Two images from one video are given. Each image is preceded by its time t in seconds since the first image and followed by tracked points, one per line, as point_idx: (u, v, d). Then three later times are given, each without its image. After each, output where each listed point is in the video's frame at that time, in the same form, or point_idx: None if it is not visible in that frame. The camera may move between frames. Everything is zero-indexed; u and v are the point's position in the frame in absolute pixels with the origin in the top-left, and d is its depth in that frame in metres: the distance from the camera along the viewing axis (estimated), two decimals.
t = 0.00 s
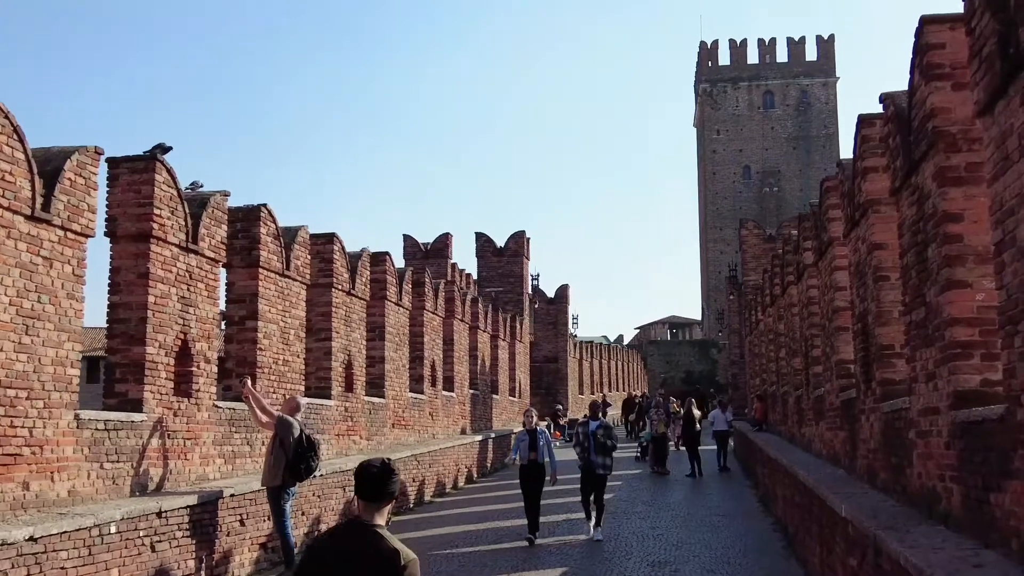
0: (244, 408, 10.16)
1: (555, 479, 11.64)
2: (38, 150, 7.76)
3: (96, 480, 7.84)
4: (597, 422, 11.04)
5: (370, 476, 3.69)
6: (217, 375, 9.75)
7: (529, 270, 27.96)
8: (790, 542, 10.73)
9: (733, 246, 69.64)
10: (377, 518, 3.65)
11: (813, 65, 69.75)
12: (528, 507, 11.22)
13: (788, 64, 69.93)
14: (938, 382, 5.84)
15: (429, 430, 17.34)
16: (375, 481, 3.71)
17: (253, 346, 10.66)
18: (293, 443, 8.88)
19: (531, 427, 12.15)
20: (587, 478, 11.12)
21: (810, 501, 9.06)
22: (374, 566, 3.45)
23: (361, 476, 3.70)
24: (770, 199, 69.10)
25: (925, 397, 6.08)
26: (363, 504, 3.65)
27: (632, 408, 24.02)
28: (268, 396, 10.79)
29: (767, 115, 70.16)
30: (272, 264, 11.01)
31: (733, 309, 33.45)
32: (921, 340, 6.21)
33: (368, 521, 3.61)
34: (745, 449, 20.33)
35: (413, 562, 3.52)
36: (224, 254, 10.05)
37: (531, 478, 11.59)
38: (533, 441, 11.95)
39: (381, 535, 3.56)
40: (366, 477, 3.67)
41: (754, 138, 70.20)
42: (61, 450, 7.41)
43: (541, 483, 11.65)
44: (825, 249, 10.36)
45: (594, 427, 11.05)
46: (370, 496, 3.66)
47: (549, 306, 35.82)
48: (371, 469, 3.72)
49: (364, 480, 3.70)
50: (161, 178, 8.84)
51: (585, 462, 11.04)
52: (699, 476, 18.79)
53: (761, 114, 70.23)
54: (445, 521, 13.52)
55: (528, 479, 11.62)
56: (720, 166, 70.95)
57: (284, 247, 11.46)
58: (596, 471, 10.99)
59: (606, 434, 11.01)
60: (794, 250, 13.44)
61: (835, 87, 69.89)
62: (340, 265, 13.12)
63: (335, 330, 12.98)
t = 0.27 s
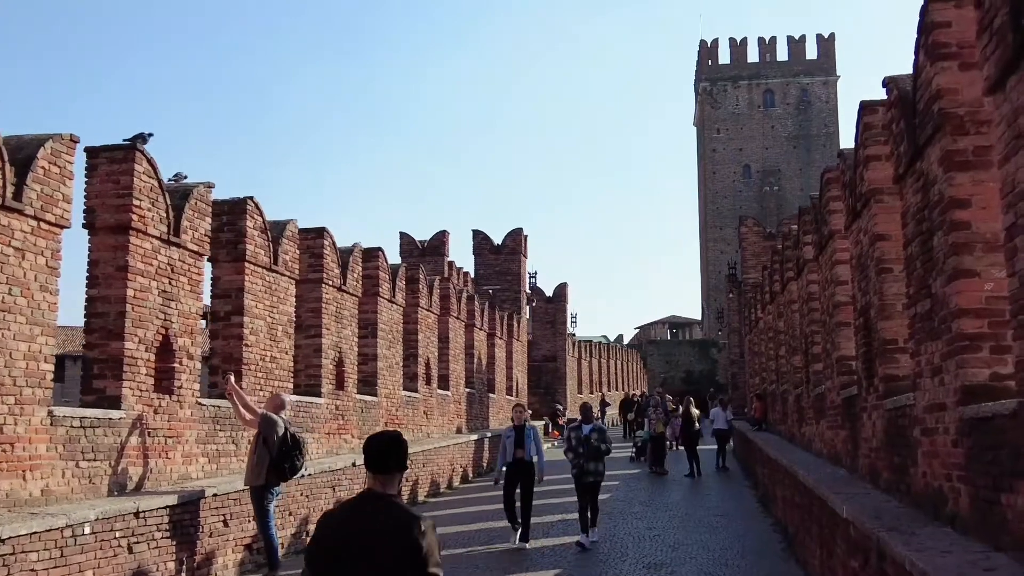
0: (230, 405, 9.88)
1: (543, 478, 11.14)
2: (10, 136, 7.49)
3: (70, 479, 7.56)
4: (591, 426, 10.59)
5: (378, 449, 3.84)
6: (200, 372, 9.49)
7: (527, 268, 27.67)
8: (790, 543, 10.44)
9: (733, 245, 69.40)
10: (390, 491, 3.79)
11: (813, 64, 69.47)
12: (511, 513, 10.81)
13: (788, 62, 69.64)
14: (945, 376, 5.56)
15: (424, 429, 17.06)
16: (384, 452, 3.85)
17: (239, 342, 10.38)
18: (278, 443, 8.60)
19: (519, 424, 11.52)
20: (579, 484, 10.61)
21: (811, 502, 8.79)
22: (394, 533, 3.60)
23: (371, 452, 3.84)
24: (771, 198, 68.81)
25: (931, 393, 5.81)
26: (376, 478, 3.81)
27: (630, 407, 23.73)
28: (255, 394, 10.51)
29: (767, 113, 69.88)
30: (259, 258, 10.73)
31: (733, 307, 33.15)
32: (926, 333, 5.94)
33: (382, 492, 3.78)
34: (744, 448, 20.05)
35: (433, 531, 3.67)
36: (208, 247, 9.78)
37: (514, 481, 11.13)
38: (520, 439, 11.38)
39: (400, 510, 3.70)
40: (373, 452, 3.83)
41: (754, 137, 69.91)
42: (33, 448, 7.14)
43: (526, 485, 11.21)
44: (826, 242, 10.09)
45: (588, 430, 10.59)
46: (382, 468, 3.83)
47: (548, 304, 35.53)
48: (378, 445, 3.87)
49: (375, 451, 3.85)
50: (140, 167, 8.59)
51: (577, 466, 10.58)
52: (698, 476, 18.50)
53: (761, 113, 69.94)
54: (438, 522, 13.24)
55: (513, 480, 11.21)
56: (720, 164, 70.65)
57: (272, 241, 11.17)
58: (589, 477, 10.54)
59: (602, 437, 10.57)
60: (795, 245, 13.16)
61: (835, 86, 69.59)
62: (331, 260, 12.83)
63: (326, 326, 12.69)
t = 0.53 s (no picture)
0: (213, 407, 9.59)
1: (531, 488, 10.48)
2: None
3: (42, 485, 7.27)
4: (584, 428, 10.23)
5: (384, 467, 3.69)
6: (182, 373, 9.19)
7: (525, 267, 27.36)
8: (791, 551, 10.13)
9: (733, 245, 69.05)
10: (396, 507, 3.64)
11: (814, 63, 69.17)
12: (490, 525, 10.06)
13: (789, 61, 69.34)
14: (955, 380, 5.25)
15: (419, 430, 16.76)
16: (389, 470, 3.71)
17: (224, 343, 10.07)
18: (260, 447, 8.32)
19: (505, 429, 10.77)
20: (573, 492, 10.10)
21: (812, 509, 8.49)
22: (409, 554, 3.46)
23: (372, 469, 3.71)
24: (771, 198, 68.48)
25: (940, 398, 5.51)
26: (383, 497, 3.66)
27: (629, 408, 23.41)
28: (240, 396, 10.20)
29: (767, 112, 69.57)
30: (246, 256, 10.43)
31: (734, 307, 32.83)
32: (935, 335, 5.63)
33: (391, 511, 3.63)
34: (745, 450, 19.72)
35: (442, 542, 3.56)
36: (191, 245, 9.49)
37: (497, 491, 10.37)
38: (506, 446, 10.64)
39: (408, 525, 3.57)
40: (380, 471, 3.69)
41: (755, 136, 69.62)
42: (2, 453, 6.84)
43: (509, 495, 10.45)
44: (828, 240, 9.78)
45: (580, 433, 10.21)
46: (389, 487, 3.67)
47: (547, 304, 35.20)
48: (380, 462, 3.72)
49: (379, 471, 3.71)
50: (119, 161, 8.30)
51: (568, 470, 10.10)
52: (697, 479, 18.18)
53: (762, 112, 69.63)
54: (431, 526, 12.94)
55: (496, 489, 10.44)
56: (720, 164, 70.34)
57: (259, 238, 10.87)
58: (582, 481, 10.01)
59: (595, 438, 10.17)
60: (796, 244, 12.85)
61: (836, 85, 69.27)
62: (321, 258, 12.52)
63: (316, 327, 12.38)
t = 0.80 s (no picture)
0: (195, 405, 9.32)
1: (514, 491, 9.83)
2: None
3: (13, 485, 7.00)
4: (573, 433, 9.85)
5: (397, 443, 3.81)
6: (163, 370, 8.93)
7: (521, 264, 27.09)
8: (790, 552, 9.85)
9: (733, 243, 68.77)
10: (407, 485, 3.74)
11: (814, 60, 68.90)
12: (474, 531, 9.69)
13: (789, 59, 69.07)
14: (962, 376, 4.98)
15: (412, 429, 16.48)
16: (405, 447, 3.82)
17: (207, 339, 9.80)
18: (241, 446, 8.05)
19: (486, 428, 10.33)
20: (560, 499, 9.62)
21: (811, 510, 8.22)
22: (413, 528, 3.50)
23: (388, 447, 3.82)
24: (771, 195, 68.20)
25: (945, 395, 5.25)
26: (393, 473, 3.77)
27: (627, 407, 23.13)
28: (224, 393, 9.94)
29: (767, 110, 69.30)
30: (230, 250, 10.16)
31: (733, 304, 32.58)
32: (940, 329, 5.37)
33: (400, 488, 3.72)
34: (743, 449, 19.44)
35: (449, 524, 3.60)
36: (173, 238, 9.22)
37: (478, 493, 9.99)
38: (487, 444, 10.21)
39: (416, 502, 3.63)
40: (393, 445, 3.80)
41: (755, 134, 69.32)
42: None
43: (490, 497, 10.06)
44: (828, 234, 9.51)
45: (567, 439, 9.82)
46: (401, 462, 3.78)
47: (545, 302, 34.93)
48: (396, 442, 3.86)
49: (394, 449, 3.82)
50: (95, 151, 8.03)
51: (555, 477, 9.65)
52: (695, 479, 17.90)
53: (762, 110, 69.37)
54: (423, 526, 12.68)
55: (477, 491, 10.06)
56: (720, 162, 70.06)
57: (244, 232, 10.60)
58: (569, 487, 9.53)
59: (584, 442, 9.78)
60: (795, 238, 12.58)
61: (836, 82, 69.00)
62: (311, 253, 12.23)
63: (305, 323, 12.09)
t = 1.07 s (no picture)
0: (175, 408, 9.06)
1: (498, 504, 9.50)
2: None
3: None
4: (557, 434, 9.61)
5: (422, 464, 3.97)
6: (141, 372, 8.67)
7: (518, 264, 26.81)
8: (789, 559, 9.57)
9: (733, 243, 68.48)
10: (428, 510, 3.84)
11: (814, 60, 68.65)
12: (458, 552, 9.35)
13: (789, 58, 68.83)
14: (969, 379, 4.71)
15: (405, 431, 16.21)
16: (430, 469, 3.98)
17: (189, 341, 9.53)
18: (219, 450, 7.77)
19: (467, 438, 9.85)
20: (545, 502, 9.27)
21: (809, 516, 7.95)
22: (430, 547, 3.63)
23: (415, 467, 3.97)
24: (771, 195, 67.93)
25: (950, 398, 4.97)
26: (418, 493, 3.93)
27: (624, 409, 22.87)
28: (206, 396, 9.66)
29: (767, 109, 69.04)
30: (213, 249, 9.89)
31: (732, 305, 32.32)
32: (945, 329, 5.10)
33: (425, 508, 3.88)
34: (742, 451, 19.17)
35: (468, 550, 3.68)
36: (152, 236, 8.95)
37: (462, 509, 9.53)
38: (469, 455, 9.75)
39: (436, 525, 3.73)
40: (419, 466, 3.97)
41: (754, 133, 69.04)
42: None
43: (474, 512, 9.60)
44: (827, 231, 9.23)
45: (552, 440, 9.53)
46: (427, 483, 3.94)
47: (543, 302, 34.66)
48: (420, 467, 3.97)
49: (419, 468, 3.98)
50: (67, 145, 7.77)
51: (539, 479, 9.34)
52: (693, 481, 17.63)
53: (761, 109, 69.11)
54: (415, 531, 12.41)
55: (460, 506, 9.56)
56: (720, 162, 69.80)
57: (228, 230, 10.32)
58: (552, 487, 9.20)
59: (568, 442, 9.49)
60: (794, 237, 12.30)
61: (836, 82, 68.76)
62: (298, 252, 11.97)
63: (292, 324, 11.83)
